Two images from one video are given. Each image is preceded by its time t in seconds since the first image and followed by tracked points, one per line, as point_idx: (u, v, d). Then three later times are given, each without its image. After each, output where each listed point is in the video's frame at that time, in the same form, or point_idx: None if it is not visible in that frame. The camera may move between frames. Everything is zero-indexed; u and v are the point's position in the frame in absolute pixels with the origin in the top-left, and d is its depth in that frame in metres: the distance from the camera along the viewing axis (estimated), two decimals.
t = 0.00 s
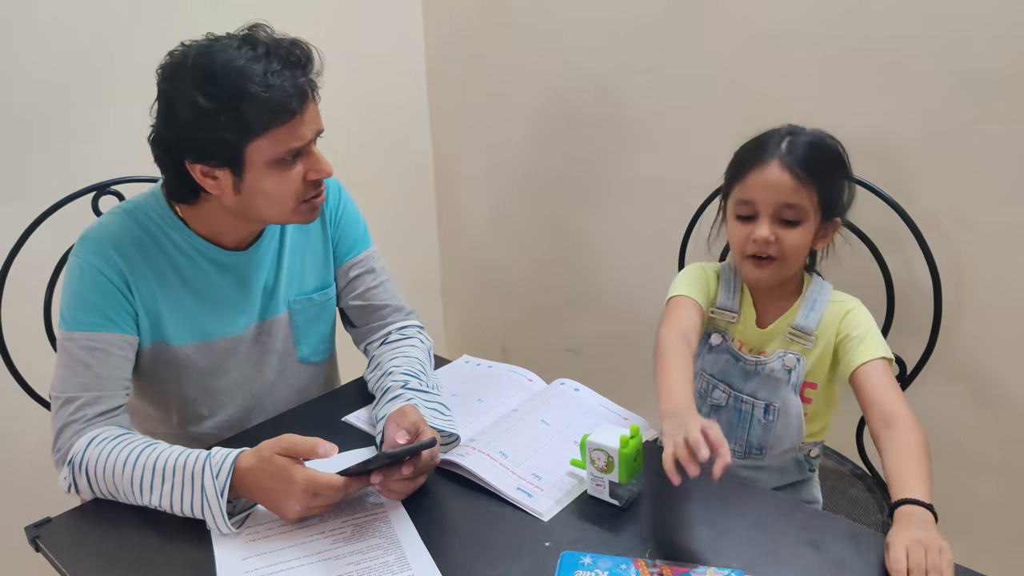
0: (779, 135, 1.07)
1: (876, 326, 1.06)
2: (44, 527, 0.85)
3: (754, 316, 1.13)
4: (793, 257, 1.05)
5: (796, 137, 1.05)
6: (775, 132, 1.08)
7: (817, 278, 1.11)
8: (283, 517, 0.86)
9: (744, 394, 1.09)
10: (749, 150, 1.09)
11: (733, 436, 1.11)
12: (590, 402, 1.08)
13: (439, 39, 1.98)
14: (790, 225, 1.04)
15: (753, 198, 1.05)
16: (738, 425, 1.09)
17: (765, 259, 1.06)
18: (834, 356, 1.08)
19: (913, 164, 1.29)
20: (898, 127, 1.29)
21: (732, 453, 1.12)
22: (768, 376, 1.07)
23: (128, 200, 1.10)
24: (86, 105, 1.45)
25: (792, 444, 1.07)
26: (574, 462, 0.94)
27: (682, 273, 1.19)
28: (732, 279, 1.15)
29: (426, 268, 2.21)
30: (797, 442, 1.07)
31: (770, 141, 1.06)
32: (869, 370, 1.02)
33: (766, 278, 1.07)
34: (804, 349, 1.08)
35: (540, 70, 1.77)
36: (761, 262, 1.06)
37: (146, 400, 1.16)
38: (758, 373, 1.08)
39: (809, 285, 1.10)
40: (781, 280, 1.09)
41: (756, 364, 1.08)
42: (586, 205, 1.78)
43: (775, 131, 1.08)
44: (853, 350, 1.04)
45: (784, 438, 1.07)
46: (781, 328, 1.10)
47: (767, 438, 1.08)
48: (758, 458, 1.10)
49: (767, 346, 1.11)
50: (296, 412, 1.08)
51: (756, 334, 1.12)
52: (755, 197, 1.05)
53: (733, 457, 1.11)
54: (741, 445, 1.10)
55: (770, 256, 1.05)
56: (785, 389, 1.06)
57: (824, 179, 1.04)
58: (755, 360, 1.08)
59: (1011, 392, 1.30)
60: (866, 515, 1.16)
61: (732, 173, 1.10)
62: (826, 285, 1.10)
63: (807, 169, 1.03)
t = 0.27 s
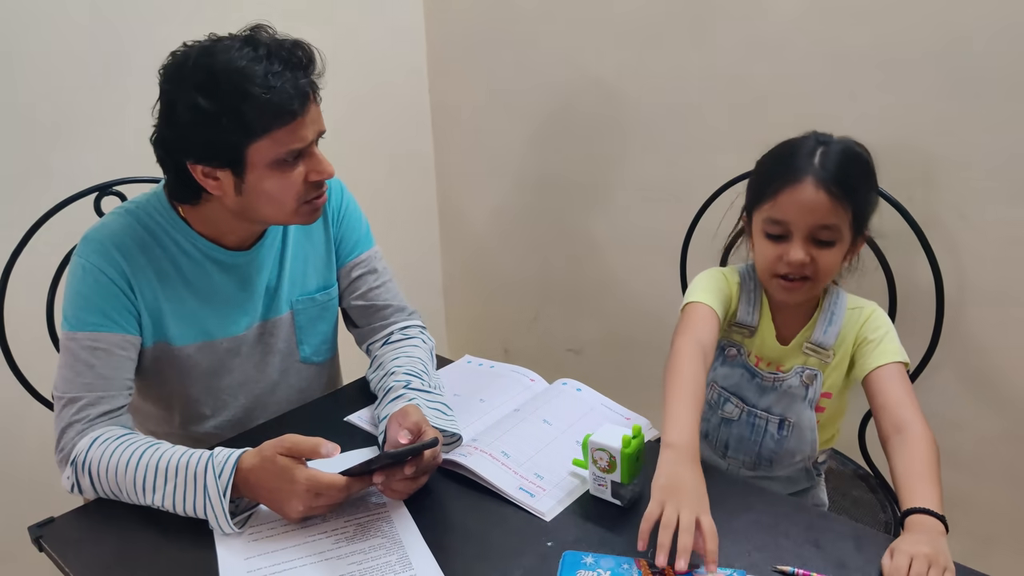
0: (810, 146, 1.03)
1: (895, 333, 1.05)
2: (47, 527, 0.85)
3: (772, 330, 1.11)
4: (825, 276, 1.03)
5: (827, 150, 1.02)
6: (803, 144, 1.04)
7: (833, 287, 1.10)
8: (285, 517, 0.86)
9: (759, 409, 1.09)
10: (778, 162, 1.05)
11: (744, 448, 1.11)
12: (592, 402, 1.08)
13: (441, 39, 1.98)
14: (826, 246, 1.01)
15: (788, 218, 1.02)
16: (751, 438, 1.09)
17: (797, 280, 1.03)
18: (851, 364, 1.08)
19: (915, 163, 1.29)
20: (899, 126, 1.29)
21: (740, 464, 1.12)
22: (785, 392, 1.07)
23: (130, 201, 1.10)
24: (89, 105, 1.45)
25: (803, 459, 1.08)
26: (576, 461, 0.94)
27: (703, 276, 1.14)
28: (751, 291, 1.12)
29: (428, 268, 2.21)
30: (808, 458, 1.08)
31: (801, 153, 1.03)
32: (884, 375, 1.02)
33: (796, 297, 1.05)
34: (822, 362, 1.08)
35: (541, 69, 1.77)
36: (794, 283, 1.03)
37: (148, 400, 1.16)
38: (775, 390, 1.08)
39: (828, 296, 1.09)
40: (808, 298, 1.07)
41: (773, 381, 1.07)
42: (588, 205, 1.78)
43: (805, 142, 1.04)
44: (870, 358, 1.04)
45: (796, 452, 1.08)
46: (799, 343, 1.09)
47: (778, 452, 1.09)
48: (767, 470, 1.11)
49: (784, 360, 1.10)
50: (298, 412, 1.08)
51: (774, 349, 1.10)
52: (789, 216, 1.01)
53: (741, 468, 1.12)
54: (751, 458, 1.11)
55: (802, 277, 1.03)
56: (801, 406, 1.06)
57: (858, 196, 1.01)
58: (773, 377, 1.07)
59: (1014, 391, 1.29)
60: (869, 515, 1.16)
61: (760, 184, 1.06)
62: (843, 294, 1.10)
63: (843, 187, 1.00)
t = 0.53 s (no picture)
0: (824, 157, 1.02)
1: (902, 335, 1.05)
2: (49, 527, 0.85)
3: (778, 339, 1.10)
4: (836, 291, 1.02)
5: (843, 163, 1.00)
6: (817, 153, 1.02)
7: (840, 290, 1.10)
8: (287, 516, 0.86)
9: (763, 418, 1.08)
10: (792, 172, 1.03)
11: (748, 456, 1.10)
12: (594, 402, 1.08)
13: (442, 38, 1.98)
14: (837, 261, 1.01)
15: (800, 234, 1.00)
16: (756, 446, 1.09)
17: (807, 295, 1.03)
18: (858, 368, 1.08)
19: (916, 162, 1.29)
20: (901, 124, 1.29)
21: (745, 470, 1.12)
22: (791, 401, 1.07)
23: (132, 200, 1.11)
24: (91, 106, 1.45)
25: (808, 465, 1.08)
26: (578, 461, 0.94)
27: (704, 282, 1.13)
28: (756, 299, 1.11)
29: (430, 267, 2.21)
30: (814, 463, 1.08)
31: (814, 165, 1.01)
32: (892, 377, 1.02)
33: (806, 310, 1.05)
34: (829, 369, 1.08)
35: (542, 69, 1.77)
36: (803, 297, 1.03)
37: (150, 400, 1.16)
38: (780, 399, 1.07)
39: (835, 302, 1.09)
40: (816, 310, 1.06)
41: (777, 389, 1.07)
42: (589, 205, 1.78)
43: (819, 152, 1.03)
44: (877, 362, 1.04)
45: (801, 459, 1.08)
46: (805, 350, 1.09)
47: (783, 459, 1.09)
48: (772, 476, 1.10)
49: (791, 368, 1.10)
50: (300, 412, 1.08)
51: (780, 358, 1.10)
52: (802, 232, 1.00)
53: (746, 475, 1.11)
54: (756, 465, 1.10)
55: (812, 291, 1.02)
56: (807, 414, 1.06)
57: (872, 210, 1.00)
58: (778, 386, 1.07)
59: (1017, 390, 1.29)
60: (870, 515, 1.15)
61: (772, 195, 1.05)
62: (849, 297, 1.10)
63: (857, 204, 0.99)
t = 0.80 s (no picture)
0: (818, 154, 1.02)
1: (912, 352, 1.05)
2: (49, 525, 0.85)
3: (773, 344, 1.10)
4: (833, 290, 1.02)
5: (838, 160, 1.01)
6: (813, 150, 1.03)
7: (844, 299, 1.09)
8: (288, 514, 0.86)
9: (761, 426, 1.08)
10: (789, 168, 1.03)
11: (747, 464, 1.10)
12: (595, 401, 1.08)
13: (443, 37, 1.98)
14: (832, 258, 1.01)
15: (794, 230, 1.01)
16: (754, 454, 1.08)
17: (804, 293, 1.03)
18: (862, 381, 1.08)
19: (918, 162, 1.29)
20: (903, 124, 1.29)
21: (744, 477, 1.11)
22: (789, 410, 1.07)
23: (133, 199, 1.10)
24: (92, 104, 1.45)
25: (807, 472, 1.07)
26: (579, 460, 0.93)
27: (699, 284, 1.14)
28: (752, 303, 1.12)
29: (431, 267, 2.21)
30: (813, 470, 1.08)
31: (809, 161, 1.02)
32: (906, 402, 1.01)
33: (803, 309, 1.05)
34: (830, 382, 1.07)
35: (543, 68, 1.77)
36: (800, 294, 1.03)
37: (150, 398, 1.16)
38: (778, 408, 1.07)
39: (837, 309, 1.08)
40: (815, 309, 1.07)
41: (775, 398, 1.08)
42: (590, 205, 1.78)
43: (813, 149, 1.03)
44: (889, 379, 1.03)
45: (799, 466, 1.08)
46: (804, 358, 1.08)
47: (782, 467, 1.08)
48: (772, 483, 1.10)
49: (789, 375, 1.09)
50: (301, 410, 1.08)
51: (775, 363, 1.10)
52: (795, 228, 1.01)
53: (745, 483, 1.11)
54: (755, 472, 1.10)
55: (807, 289, 1.03)
56: (805, 422, 1.06)
57: (868, 208, 1.00)
58: (775, 395, 1.08)
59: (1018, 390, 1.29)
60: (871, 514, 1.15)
61: (767, 191, 1.05)
62: (853, 305, 1.09)
63: (851, 199, 0.99)
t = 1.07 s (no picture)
0: (802, 141, 1.02)
1: (896, 338, 1.02)
2: (43, 510, 0.84)
3: (762, 336, 1.09)
4: (818, 278, 1.02)
5: (820, 146, 1.01)
6: (796, 137, 1.03)
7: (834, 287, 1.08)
8: (283, 500, 0.85)
9: (751, 418, 1.07)
10: (772, 157, 1.03)
11: (739, 455, 1.09)
12: (592, 388, 1.08)
13: (439, 24, 1.97)
14: (814, 246, 1.01)
15: (775, 219, 1.01)
16: (746, 445, 1.07)
17: (788, 281, 1.03)
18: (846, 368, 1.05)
19: (917, 151, 1.28)
20: (901, 113, 1.28)
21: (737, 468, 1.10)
22: (779, 402, 1.06)
23: (125, 183, 1.09)
24: (85, 88, 1.44)
25: (800, 462, 1.06)
26: (577, 447, 0.93)
27: (686, 278, 1.14)
28: (741, 295, 1.11)
29: (427, 255, 2.21)
30: (806, 460, 1.06)
31: (793, 148, 1.02)
32: (876, 381, 0.98)
33: (789, 298, 1.04)
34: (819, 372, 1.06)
35: (540, 56, 1.76)
36: (784, 283, 1.03)
37: (145, 384, 1.15)
38: (768, 399, 1.06)
39: (826, 299, 1.07)
40: (802, 298, 1.06)
41: (764, 390, 1.06)
42: (587, 193, 1.78)
43: (798, 136, 1.03)
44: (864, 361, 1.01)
45: (792, 456, 1.06)
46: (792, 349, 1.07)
47: (775, 457, 1.07)
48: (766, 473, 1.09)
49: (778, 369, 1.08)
50: (297, 397, 1.07)
51: (764, 356, 1.09)
52: (776, 216, 1.01)
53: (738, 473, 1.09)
54: (748, 463, 1.09)
55: (792, 278, 1.02)
56: (796, 414, 1.05)
57: (852, 193, 1.00)
58: (765, 387, 1.06)
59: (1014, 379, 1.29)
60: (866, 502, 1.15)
61: (752, 179, 1.05)
62: (843, 293, 1.07)
63: (834, 185, 0.99)
